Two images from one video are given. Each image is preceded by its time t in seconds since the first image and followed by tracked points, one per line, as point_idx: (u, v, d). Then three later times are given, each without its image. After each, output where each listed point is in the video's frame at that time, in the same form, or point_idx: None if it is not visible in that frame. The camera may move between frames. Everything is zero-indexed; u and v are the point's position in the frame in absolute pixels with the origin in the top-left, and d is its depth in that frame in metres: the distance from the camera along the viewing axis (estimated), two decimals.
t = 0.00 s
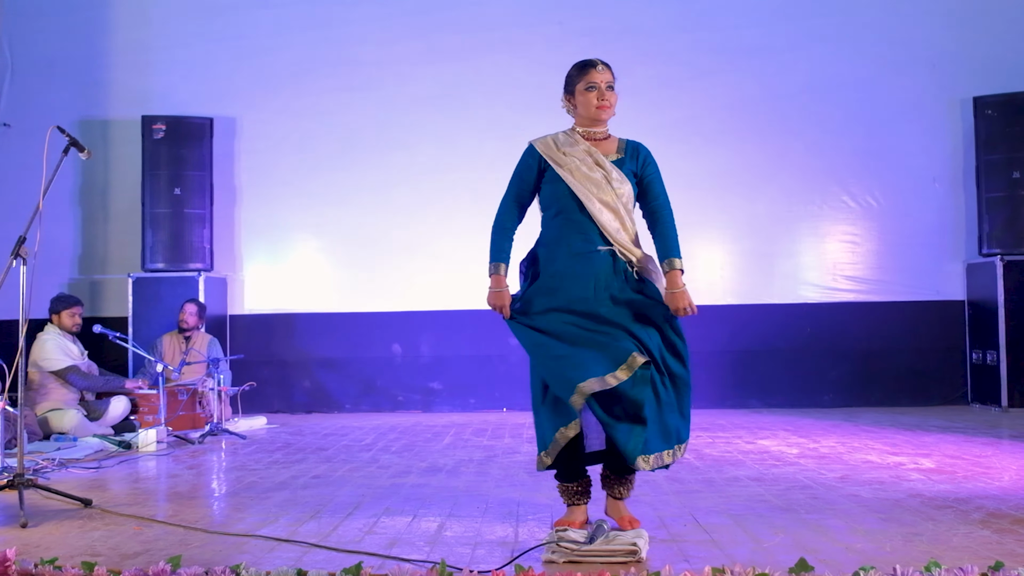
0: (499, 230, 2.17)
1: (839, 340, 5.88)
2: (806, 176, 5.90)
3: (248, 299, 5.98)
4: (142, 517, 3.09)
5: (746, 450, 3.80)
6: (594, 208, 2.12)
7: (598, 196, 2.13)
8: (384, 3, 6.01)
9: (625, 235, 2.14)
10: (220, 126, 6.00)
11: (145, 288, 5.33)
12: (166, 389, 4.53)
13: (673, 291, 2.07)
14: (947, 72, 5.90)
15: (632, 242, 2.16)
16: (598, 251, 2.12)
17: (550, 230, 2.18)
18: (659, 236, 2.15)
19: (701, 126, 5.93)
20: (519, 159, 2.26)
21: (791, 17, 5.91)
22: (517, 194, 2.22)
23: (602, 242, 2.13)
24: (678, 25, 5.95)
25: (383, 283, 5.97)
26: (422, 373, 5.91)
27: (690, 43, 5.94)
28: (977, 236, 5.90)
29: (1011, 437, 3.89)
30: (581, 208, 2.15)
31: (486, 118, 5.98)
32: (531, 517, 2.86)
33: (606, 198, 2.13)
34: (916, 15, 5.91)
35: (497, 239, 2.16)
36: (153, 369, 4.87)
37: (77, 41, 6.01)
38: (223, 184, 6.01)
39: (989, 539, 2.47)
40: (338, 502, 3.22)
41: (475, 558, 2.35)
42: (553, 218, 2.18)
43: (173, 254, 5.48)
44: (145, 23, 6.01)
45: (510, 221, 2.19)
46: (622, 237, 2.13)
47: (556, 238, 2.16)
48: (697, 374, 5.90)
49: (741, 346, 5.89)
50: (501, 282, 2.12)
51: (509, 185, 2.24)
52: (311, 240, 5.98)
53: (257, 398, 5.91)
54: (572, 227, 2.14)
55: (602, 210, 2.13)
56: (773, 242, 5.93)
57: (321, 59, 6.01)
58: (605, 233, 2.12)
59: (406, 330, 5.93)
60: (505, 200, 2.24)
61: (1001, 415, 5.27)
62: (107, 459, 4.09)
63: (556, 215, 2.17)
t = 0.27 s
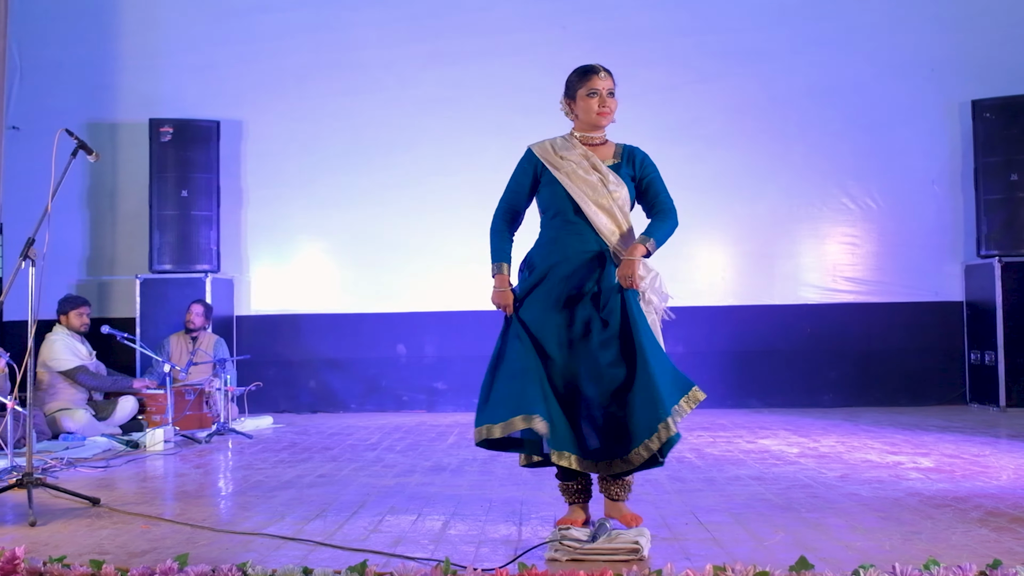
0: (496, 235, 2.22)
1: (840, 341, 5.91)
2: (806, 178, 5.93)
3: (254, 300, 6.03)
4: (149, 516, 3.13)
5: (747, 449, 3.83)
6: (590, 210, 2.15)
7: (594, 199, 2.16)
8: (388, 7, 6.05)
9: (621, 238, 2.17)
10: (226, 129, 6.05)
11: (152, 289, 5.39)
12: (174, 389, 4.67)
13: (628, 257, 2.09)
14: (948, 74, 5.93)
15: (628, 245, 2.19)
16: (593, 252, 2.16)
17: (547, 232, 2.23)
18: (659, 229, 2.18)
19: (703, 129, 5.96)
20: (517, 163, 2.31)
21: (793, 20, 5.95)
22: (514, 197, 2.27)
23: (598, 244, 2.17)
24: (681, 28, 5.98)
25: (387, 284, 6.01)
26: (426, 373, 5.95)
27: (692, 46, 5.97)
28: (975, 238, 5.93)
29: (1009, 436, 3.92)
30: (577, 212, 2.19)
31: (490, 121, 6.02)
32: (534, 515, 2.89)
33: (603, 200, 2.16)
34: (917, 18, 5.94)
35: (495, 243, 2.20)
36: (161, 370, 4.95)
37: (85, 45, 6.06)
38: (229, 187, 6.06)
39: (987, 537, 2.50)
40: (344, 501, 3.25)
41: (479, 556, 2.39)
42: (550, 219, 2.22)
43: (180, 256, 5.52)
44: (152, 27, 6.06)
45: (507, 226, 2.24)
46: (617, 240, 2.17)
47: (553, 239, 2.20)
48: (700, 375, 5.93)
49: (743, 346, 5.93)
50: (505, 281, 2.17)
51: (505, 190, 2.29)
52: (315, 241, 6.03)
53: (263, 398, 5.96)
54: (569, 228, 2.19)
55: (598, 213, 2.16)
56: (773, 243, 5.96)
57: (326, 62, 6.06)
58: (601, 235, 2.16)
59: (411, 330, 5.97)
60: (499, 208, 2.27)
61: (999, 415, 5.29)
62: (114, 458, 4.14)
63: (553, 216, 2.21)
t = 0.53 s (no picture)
0: (506, 231, 2.27)
1: (839, 341, 5.93)
2: (807, 180, 5.97)
3: (260, 301, 6.08)
4: (157, 514, 3.17)
5: (748, 448, 3.86)
6: (603, 209, 2.19)
7: (606, 198, 2.20)
8: (392, 10, 6.10)
9: (631, 236, 2.22)
10: (232, 132, 6.10)
11: (160, 290, 5.46)
12: (181, 389, 4.61)
13: (652, 265, 2.15)
14: (949, 77, 5.96)
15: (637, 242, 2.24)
16: (604, 250, 2.21)
17: (558, 230, 2.26)
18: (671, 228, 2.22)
19: (705, 132, 6.00)
20: (526, 162, 2.33)
21: (794, 24, 5.98)
22: (524, 196, 2.30)
23: (608, 242, 2.21)
24: (683, 32, 6.02)
25: (391, 285, 6.06)
26: (431, 374, 5.99)
27: (694, 49, 6.01)
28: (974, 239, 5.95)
29: (1007, 435, 3.95)
30: (589, 211, 2.23)
31: (493, 123, 6.06)
32: (537, 514, 2.93)
33: (616, 199, 2.20)
34: (918, 21, 5.97)
35: (501, 241, 2.25)
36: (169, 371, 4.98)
37: (92, 48, 6.12)
38: (235, 189, 6.11)
39: (985, 536, 2.53)
40: (350, 500, 3.30)
41: (483, 554, 2.43)
42: (561, 218, 2.26)
43: (187, 258, 5.57)
44: (158, 31, 6.12)
45: (517, 221, 2.28)
46: (628, 238, 2.21)
47: (564, 237, 2.24)
48: (701, 375, 5.97)
49: (744, 347, 5.96)
50: (502, 276, 2.21)
51: (514, 188, 2.32)
52: (319, 242, 6.07)
53: (269, 398, 6.01)
54: (580, 227, 2.22)
55: (610, 212, 2.20)
56: (774, 245, 5.99)
57: (331, 65, 6.11)
58: (613, 235, 2.20)
59: (415, 331, 6.02)
60: (511, 200, 2.31)
61: (997, 415, 5.32)
62: (122, 457, 4.19)
63: (564, 215, 2.25)
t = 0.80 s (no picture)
0: (521, 247, 2.33)
1: (839, 342, 5.96)
2: (807, 182, 6.00)
3: (267, 302, 6.13)
4: (165, 513, 3.22)
5: (749, 448, 3.90)
6: (600, 216, 2.22)
7: (604, 206, 2.23)
8: (397, 15, 6.15)
9: (632, 242, 2.23)
10: (239, 135, 6.15)
11: (168, 291, 5.51)
12: (188, 389, 4.72)
13: (674, 304, 2.24)
14: (949, 80, 5.99)
15: (640, 249, 2.24)
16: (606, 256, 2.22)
17: (561, 240, 2.31)
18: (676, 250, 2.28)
19: (707, 134, 6.03)
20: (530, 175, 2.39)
21: (796, 27, 6.02)
22: (533, 210, 2.37)
23: (609, 249, 2.23)
24: (685, 36, 6.06)
25: (395, 286, 6.10)
26: (435, 374, 6.04)
27: (696, 53, 6.05)
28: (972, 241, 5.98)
29: (1005, 435, 3.98)
30: (588, 219, 2.26)
31: (497, 126, 6.11)
32: (541, 512, 2.97)
33: (612, 207, 2.23)
34: (918, 25, 6.01)
35: (518, 253, 2.32)
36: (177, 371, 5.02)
37: (101, 53, 6.18)
38: (242, 192, 6.16)
39: (983, 534, 2.57)
40: (355, 498, 3.34)
41: (487, 553, 2.47)
42: (564, 228, 2.30)
43: (195, 259, 5.62)
44: (166, 35, 6.18)
45: (530, 233, 2.34)
46: (628, 244, 2.22)
47: (568, 245, 2.27)
48: (703, 376, 6.00)
49: (745, 347, 5.99)
50: (529, 284, 2.26)
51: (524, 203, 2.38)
52: (323, 243, 6.12)
53: (275, 397, 6.06)
54: (580, 235, 2.25)
55: (608, 219, 2.22)
56: (774, 247, 6.02)
57: (336, 69, 6.16)
58: (613, 240, 2.22)
59: (420, 331, 6.06)
60: (522, 216, 2.39)
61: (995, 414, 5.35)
62: (129, 456, 4.24)
63: (565, 225, 2.29)
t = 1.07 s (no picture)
0: (523, 245, 2.35)
1: (839, 342, 5.99)
2: (808, 184, 6.03)
3: (273, 303, 6.18)
4: (172, 511, 3.27)
5: (750, 447, 3.94)
6: (605, 211, 2.25)
7: (608, 201, 2.26)
8: (402, 19, 6.20)
9: (635, 238, 2.27)
10: (246, 138, 6.21)
11: (176, 292, 5.58)
12: (195, 388, 4.74)
13: (667, 291, 2.24)
14: (950, 83, 6.02)
15: (643, 244, 2.29)
16: (609, 252, 2.26)
17: (563, 236, 2.33)
18: (668, 243, 2.29)
19: (708, 136, 6.07)
20: (531, 171, 2.42)
21: (798, 31, 6.06)
22: (534, 208, 2.39)
23: (613, 243, 2.27)
24: (688, 39, 6.10)
25: (400, 287, 6.15)
26: (440, 374, 6.08)
27: (699, 56, 6.09)
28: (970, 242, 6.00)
29: (1004, 434, 4.01)
30: (592, 215, 2.29)
31: (500, 129, 6.15)
32: (544, 511, 3.01)
33: (617, 201, 2.26)
34: (919, 29, 6.04)
35: (518, 251, 2.33)
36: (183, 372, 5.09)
37: (109, 57, 6.24)
38: (249, 194, 6.22)
39: (981, 532, 2.60)
40: (360, 497, 3.38)
41: (491, 550, 2.51)
42: (565, 223, 2.33)
43: (202, 260, 5.68)
44: (173, 40, 6.24)
45: (531, 231, 2.37)
46: (633, 239, 2.26)
47: (569, 241, 2.30)
48: (704, 376, 6.04)
49: (746, 348, 6.02)
50: (522, 287, 2.29)
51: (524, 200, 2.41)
52: (327, 245, 6.17)
53: (282, 397, 6.11)
54: (584, 230, 2.28)
55: (613, 214, 2.26)
56: (775, 248, 6.05)
57: (341, 73, 6.21)
58: (617, 235, 2.26)
59: (424, 332, 6.11)
60: (523, 215, 2.41)
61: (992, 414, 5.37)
62: (137, 455, 4.28)
63: (568, 221, 2.32)
